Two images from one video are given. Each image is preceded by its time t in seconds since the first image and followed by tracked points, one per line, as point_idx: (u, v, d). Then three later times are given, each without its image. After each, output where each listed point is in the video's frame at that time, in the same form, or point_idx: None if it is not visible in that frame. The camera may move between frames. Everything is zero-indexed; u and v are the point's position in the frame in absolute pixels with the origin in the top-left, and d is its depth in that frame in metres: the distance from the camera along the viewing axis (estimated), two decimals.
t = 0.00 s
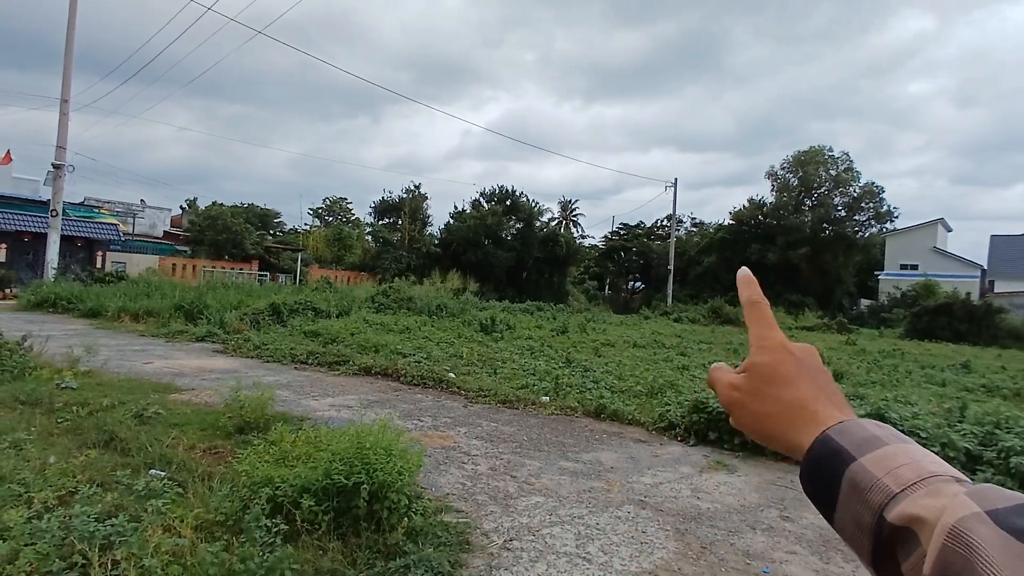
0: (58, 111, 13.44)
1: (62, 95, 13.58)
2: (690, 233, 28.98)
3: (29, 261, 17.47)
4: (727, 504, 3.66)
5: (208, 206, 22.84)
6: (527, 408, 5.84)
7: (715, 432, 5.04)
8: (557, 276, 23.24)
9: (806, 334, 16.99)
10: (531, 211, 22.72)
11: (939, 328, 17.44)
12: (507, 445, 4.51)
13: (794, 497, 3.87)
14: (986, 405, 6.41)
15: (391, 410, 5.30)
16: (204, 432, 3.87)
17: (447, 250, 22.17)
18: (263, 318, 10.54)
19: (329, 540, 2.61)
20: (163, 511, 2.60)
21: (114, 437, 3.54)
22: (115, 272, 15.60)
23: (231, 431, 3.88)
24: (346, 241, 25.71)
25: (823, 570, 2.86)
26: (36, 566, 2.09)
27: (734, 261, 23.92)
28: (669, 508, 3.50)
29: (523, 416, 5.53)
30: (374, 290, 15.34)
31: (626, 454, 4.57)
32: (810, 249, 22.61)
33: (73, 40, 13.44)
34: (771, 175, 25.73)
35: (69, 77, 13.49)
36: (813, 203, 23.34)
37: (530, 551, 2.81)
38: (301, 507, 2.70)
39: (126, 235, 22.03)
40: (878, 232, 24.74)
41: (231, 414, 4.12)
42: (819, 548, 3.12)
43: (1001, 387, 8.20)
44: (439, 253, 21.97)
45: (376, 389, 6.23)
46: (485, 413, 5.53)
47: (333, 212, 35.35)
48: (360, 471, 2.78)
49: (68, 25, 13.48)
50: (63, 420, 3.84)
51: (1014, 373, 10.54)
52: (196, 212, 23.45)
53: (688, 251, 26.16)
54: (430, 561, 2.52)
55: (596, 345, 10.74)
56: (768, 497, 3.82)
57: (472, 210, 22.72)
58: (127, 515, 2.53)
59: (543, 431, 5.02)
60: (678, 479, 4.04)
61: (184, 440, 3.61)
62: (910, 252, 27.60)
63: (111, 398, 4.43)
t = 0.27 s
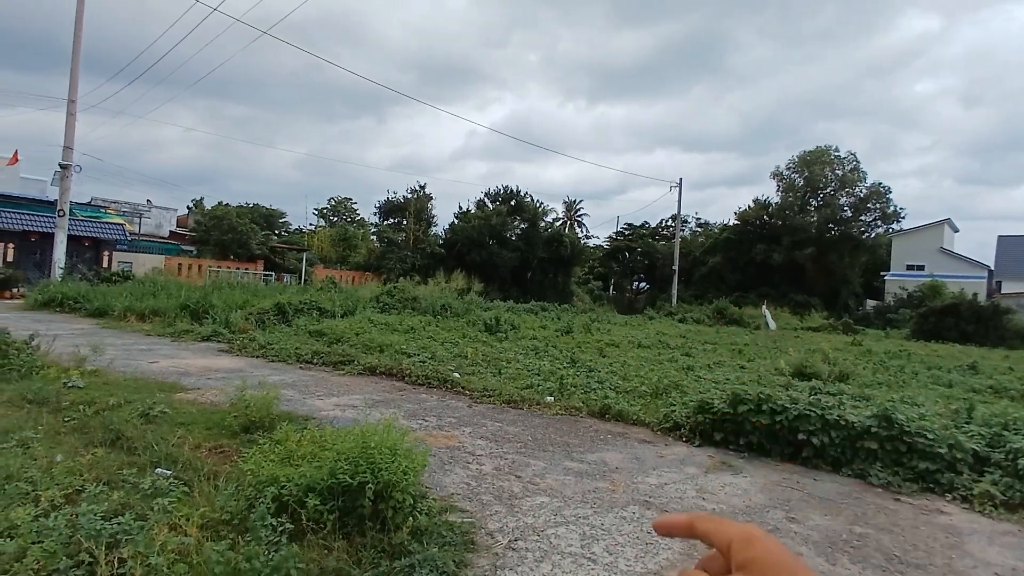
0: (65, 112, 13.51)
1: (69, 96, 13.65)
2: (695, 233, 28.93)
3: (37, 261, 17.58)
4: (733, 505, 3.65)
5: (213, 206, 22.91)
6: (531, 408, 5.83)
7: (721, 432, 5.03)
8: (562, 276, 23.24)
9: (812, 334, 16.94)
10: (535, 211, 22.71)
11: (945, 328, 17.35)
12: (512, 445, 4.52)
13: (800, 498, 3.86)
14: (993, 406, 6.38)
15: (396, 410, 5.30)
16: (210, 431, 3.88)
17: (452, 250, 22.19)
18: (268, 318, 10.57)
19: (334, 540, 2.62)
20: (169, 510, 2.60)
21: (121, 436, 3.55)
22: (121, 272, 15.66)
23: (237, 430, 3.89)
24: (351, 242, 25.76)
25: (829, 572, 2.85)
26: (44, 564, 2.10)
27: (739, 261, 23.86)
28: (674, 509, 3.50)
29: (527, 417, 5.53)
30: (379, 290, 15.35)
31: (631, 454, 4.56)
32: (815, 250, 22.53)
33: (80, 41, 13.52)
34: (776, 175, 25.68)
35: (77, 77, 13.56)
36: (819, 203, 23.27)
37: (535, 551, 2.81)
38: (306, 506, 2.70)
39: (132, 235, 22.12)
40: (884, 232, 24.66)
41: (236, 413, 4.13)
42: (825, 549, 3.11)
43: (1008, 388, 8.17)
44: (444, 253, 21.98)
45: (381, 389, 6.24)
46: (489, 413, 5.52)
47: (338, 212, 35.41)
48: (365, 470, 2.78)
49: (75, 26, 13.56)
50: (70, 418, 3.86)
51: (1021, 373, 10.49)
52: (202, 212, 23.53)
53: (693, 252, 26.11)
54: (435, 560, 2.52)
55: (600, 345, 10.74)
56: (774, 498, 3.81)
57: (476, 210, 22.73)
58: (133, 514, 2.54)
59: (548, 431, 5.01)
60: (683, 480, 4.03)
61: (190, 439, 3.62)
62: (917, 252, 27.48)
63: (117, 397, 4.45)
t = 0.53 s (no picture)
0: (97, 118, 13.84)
1: (100, 102, 13.99)
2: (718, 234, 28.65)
3: (70, 263, 18.09)
4: (759, 510, 3.60)
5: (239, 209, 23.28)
6: (553, 410, 5.82)
7: (746, 436, 4.96)
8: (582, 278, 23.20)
9: (839, 337, 16.66)
10: (556, 212, 22.67)
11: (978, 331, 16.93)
12: (534, 447, 4.51)
13: (828, 504, 3.79)
14: None
15: (419, 411, 5.33)
16: (237, 431, 3.93)
17: (473, 252, 22.27)
18: (292, 319, 10.71)
19: (359, 540, 2.63)
20: (197, 508, 2.65)
21: (150, 435, 3.62)
22: (150, 274, 15.99)
23: (263, 430, 3.94)
24: (373, 244, 25.98)
25: None
26: (78, 560, 2.15)
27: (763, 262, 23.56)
28: (699, 514, 3.46)
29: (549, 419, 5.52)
30: (401, 292, 15.46)
31: (654, 458, 4.52)
32: (842, 250, 22.15)
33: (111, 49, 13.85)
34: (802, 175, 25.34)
35: (108, 84, 13.89)
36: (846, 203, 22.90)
37: (558, 554, 2.80)
38: (331, 506, 2.72)
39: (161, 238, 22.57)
40: (914, 233, 24.16)
41: (262, 413, 4.18)
42: (855, 557, 3.05)
43: None
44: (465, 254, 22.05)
45: (403, 390, 6.28)
46: (511, 415, 5.52)
47: (360, 214, 35.73)
48: (389, 471, 2.79)
49: (106, 34, 13.89)
50: (101, 417, 3.95)
51: None
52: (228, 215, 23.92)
53: (716, 253, 25.86)
54: (459, 562, 2.53)
55: (622, 347, 10.69)
56: (801, 504, 3.74)
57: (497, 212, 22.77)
58: (164, 511, 2.59)
59: (570, 434, 4.99)
60: (707, 484, 3.99)
61: (217, 439, 3.68)
62: (948, 253, 26.86)
63: (147, 397, 4.54)
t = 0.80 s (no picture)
0: (182, 132, 14.69)
1: (184, 117, 14.84)
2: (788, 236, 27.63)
3: (157, 269, 19.35)
4: (836, 525, 3.44)
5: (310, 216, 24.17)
6: (616, 416, 5.76)
7: (821, 447, 4.76)
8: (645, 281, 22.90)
9: (921, 343, 15.74)
10: (618, 215, 22.40)
11: None
12: (598, 453, 4.47)
13: (913, 521, 3.59)
14: None
15: (482, 414, 5.38)
16: (310, 429, 4.08)
17: (534, 256, 22.31)
18: (360, 322, 11.05)
19: (426, 540, 2.69)
20: (275, 503, 2.77)
21: (231, 432, 3.81)
22: (229, 278, 16.82)
23: (334, 429, 4.07)
24: (437, 248, 26.44)
25: None
26: (170, 548, 2.28)
27: (838, 264, 22.54)
28: (771, 526, 3.34)
29: (612, 424, 5.46)
30: (463, 295, 15.66)
31: (722, 467, 4.40)
32: (925, 251, 20.91)
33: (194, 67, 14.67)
34: (880, 173, 24.12)
35: (191, 100, 14.73)
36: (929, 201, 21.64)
37: (624, 562, 2.77)
38: (399, 505, 2.79)
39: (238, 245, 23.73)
40: (1006, 232, 22.57)
41: (333, 413, 4.33)
42: None
43: None
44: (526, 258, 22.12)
45: (466, 392, 6.36)
46: (574, 420, 5.50)
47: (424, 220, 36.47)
48: (455, 472, 2.84)
49: (189, 53, 14.73)
50: (187, 414, 4.19)
51: None
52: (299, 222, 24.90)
53: (786, 255, 24.94)
54: (524, 566, 2.54)
55: (687, 352, 10.47)
56: (883, 520, 3.56)
57: (558, 215, 22.73)
58: (244, 505, 2.72)
59: (634, 440, 4.92)
60: (780, 496, 3.85)
61: (292, 437, 3.83)
62: None
63: (228, 396, 4.78)
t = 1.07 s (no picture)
0: (279, 145, 15.59)
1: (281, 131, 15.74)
2: (889, 236, 25.89)
3: (257, 274, 20.61)
4: (951, 548, 3.19)
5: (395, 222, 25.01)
6: (704, 424, 5.60)
7: (931, 464, 4.43)
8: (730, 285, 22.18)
9: None
10: (701, 217, 21.70)
11: None
12: (685, 461, 4.36)
13: None
14: None
15: (565, 418, 5.38)
16: (400, 428, 4.22)
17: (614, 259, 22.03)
18: (443, 325, 11.31)
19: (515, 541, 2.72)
20: (371, 497, 2.89)
21: (327, 429, 4.00)
22: (321, 283, 17.67)
23: (422, 429, 4.19)
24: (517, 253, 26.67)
25: None
26: (278, 535, 2.43)
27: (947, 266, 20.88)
28: (876, 546, 3.15)
29: (699, 432, 5.31)
30: (543, 300, 15.71)
31: (820, 481, 4.18)
32: None
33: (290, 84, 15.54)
34: (996, 167, 22.15)
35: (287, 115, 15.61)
36: None
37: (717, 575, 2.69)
38: (487, 505, 2.84)
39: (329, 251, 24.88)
40: None
41: (421, 413, 4.45)
42: None
43: None
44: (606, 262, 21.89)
45: (548, 396, 6.38)
46: (659, 427, 5.40)
47: (504, 224, 36.89)
48: (541, 475, 2.86)
49: (286, 71, 15.62)
50: (287, 411, 4.43)
51: None
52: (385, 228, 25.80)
53: (887, 257, 23.37)
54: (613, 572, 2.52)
55: (777, 359, 10.02)
56: (1005, 546, 3.26)
57: (639, 218, 22.35)
58: (343, 498, 2.85)
59: (723, 449, 4.77)
60: (885, 514, 3.61)
61: (383, 435, 3.98)
62: None
63: (324, 394, 5.02)
